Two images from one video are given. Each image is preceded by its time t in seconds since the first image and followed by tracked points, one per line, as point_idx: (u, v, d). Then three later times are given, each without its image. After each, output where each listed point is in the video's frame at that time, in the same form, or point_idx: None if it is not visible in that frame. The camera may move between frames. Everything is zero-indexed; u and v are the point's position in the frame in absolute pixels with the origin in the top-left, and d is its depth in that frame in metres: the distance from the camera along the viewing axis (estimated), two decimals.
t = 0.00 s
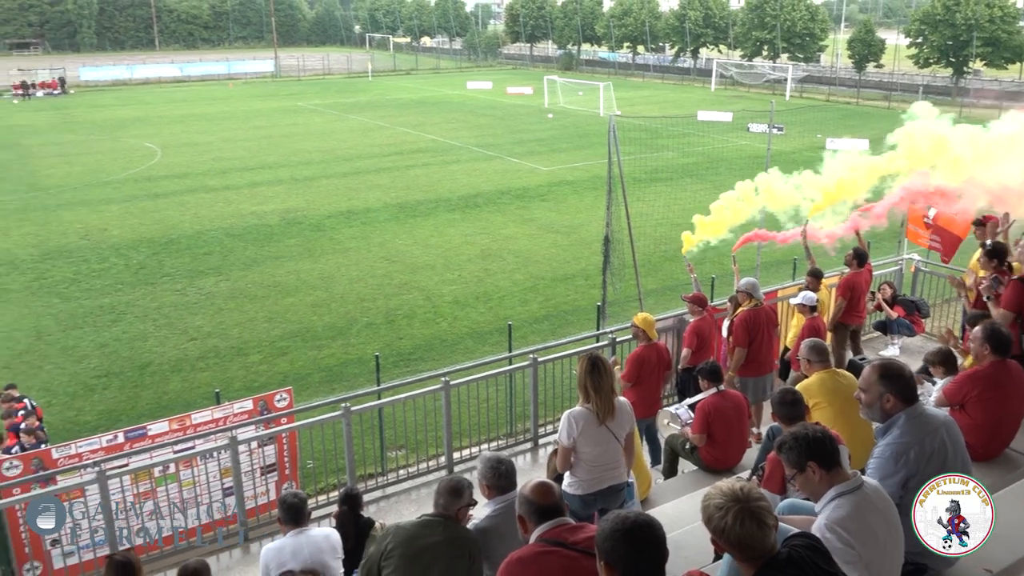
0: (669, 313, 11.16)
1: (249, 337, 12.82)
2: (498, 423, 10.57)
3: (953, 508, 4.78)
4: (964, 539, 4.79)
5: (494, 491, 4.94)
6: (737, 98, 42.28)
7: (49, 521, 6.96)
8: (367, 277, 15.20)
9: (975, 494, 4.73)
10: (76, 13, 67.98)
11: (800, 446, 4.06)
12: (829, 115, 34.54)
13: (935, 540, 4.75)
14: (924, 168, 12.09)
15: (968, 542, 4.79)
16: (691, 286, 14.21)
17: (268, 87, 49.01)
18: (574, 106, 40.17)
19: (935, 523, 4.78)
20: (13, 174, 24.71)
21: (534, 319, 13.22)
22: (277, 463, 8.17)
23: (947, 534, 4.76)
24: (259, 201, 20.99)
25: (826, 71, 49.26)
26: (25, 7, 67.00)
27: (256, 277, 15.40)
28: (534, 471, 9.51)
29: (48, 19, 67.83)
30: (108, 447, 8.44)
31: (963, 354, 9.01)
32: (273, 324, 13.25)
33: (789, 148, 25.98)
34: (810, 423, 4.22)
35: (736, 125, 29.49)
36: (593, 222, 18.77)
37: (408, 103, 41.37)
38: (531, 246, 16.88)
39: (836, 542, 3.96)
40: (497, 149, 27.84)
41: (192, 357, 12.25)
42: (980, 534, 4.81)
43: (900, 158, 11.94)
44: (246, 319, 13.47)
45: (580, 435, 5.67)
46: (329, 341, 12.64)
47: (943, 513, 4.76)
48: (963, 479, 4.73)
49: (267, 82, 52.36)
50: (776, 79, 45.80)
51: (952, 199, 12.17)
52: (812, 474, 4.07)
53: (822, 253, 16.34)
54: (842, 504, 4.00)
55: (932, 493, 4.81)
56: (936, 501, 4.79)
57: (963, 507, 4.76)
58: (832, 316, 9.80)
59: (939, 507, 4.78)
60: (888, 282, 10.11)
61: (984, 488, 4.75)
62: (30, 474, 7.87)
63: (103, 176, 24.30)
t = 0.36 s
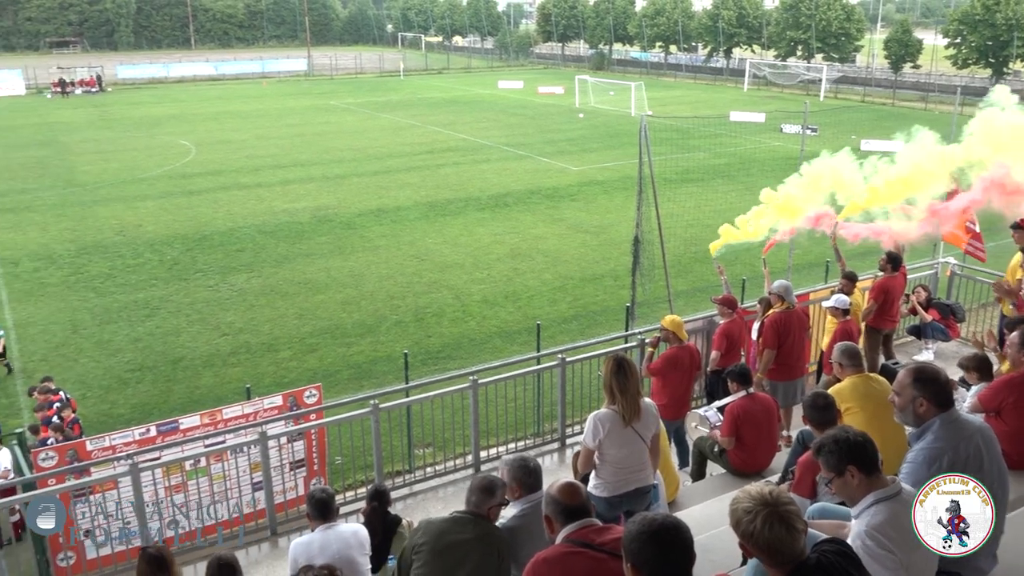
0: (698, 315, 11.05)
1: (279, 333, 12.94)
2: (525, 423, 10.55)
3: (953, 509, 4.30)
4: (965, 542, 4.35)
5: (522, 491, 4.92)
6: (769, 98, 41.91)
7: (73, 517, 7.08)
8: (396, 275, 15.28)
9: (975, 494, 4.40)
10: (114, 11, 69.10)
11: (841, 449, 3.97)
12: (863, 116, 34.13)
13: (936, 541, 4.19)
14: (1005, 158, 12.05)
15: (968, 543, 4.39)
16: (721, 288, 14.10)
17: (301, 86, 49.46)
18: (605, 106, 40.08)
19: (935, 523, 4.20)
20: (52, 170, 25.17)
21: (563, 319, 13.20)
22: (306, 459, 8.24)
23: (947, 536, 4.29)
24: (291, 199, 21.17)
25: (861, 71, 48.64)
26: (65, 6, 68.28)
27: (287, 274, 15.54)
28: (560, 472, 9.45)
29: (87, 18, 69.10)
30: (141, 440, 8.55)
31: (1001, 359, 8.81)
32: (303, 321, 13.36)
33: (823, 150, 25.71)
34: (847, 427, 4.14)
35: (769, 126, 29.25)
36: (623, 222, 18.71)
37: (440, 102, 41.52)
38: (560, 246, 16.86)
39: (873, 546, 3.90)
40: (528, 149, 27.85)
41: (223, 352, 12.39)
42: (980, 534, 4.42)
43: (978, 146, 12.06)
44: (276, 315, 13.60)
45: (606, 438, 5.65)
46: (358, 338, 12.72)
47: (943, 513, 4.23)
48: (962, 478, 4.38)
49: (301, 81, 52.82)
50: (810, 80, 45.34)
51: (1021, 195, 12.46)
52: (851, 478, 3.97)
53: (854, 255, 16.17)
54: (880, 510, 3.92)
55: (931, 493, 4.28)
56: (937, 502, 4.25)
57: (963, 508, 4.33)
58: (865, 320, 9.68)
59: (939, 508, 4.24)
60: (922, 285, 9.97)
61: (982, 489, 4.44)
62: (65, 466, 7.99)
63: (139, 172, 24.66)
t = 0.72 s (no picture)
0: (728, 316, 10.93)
1: (309, 330, 13.04)
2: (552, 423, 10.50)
3: (954, 509, 3.93)
4: (966, 539, 3.88)
5: (551, 490, 4.92)
6: (803, 99, 41.47)
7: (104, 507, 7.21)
8: (426, 273, 15.35)
9: (977, 494, 4.13)
10: (151, 11, 70.21)
11: (879, 457, 4.00)
12: (898, 117, 33.69)
13: (935, 540, 3.79)
14: None
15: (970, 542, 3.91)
16: (752, 289, 14.00)
17: (334, 85, 49.81)
18: (636, 106, 39.92)
19: (935, 523, 3.85)
20: (89, 167, 25.58)
21: (591, 319, 13.18)
22: (334, 456, 8.30)
23: (948, 533, 3.85)
24: (322, 197, 21.34)
25: (897, 71, 47.98)
26: (103, 5, 69.42)
27: (317, 271, 15.66)
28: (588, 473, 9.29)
29: (124, 17, 70.10)
30: (172, 434, 8.64)
31: None
32: (333, 318, 13.46)
33: (857, 151, 25.42)
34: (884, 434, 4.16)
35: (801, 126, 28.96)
36: (653, 222, 18.64)
37: (471, 101, 41.60)
38: (590, 246, 16.82)
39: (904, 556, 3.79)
40: (558, 148, 27.83)
41: (254, 348, 12.52)
42: (981, 535, 4.04)
43: None
44: (306, 312, 13.72)
45: (631, 440, 5.63)
46: (387, 335, 12.79)
47: (944, 513, 3.87)
48: (962, 479, 4.11)
49: (334, 80, 53.17)
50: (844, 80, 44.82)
51: None
52: (887, 487, 3.98)
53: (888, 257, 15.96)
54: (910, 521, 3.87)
55: (931, 493, 3.96)
56: (939, 502, 3.92)
57: (964, 507, 3.99)
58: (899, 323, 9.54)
59: (941, 507, 3.91)
60: (957, 289, 9.84)
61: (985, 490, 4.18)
62: (98, 458, 8.11)
63: (174, 169, 24.99)
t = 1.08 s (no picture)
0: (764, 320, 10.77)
1: (343, 327, 13.16)
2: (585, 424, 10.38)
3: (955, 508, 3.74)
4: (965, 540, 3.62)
5: (582, 491, 4.92)
6: (842, 100, 40.95)
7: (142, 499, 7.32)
8: (460, 272, 15.41)
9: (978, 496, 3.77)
10: (193, 10, 71.44)
11: (926, 464, 4.05)
12: (940, 120, 33.15)
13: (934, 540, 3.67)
14: None
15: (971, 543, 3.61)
16: (788, 293, 13.87)
17: (372, 84, 50.15)
18: (673, 107, 39.67)
19: (935, 523, 3.74)
20: (131, 163, 26.05)
21: (625, 320, 13.14)
22: (367, 452, 8.38)
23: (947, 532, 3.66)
24: (358, 195, 21.50)
25: (940, 73, 47.14)
26: (147, 5, 70.78)
27: (353, 269, 15.79)
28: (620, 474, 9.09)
29: (166, 16, 71.21)
30: (209, 427, 8.74)
31: None
32: (367, 315, 13.56)
33: (898, 154, 25.06)
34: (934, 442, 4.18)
35: (840, 128, 28.60)
36: (688, 224, 18.53)
37: (507, 101, 41.65)
38: (624, 247, 16.76)
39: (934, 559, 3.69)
40: (593, 149, 27.77)
41: (289, 344, 12.66)
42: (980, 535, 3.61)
43: None
44: (341, 309, 13.84)
45: (663, 443, 5.60)
46: (420, 334, 12.86)
47: (944, 512, 3.75)
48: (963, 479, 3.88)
49: (370, 79, 53.55)
50: (885, 82, 44.13)
51: None
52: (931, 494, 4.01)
53: (928, 261, 15.73)
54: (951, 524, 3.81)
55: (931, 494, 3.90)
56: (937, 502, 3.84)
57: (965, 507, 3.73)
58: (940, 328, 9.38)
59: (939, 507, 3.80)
60: (1000, 294, 9.65)
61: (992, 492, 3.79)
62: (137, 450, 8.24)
63: (213, 167, 25.35)
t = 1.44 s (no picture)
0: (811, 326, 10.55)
1: (387, 324, 13.27)
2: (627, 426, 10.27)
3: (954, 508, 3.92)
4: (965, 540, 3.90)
5: (622, 493, 4.88)
6: (896, 102, 40.07)
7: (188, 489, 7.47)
8: (503, 272, 15.44)
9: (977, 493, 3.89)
10: (245, 10, 73.06)
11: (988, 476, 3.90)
12: (999, 122, 32.23)
13: (935, 540, 3.90)
14: None
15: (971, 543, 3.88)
16: (836, 298, 13.65)
17: (419, 83, 50.42)
18: (721, 108, 39.21)
19: (935, 523, 3.93)
20: (183, 160, 26.56)
21: (669, 323, 13.04)
22: (408, 449, 8.41)
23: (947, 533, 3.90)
24: (404, 193, 21.65)
25: (1000, 76, 45.82)
26: (201, 5, 72.22)
27: (397, 266, 15.91)
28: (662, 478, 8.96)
29: (220, 15, 72.54)
30: (254, 421, 8.85)
31: None
32: (411, 313, 13.67)
33: (953, 157, 24.47)
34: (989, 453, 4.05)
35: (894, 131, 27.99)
36: (735, 226, 18.34)
37: (553, 101, 41.57)
38: (669, 249, 16.65)
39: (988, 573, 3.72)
40: (639, 149, 27.59)
41: (333, 340, 12.80)
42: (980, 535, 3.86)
43: None
44: (385, 307, 13.96)
45: (707, 447, 5.55)
46: (463, 332, 12.91)
47: (943, 511, 3.91)
48: (962, 477, 3.94)
49: (418, 78, 53.87)
50: (941, 84, 43.04)
51: None
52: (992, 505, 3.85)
53: (982, 268, 15.34)
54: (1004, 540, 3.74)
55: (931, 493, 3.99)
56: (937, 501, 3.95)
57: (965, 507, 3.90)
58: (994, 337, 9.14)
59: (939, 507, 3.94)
60: None
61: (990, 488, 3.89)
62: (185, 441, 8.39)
63: (262, 164, 25.73)
